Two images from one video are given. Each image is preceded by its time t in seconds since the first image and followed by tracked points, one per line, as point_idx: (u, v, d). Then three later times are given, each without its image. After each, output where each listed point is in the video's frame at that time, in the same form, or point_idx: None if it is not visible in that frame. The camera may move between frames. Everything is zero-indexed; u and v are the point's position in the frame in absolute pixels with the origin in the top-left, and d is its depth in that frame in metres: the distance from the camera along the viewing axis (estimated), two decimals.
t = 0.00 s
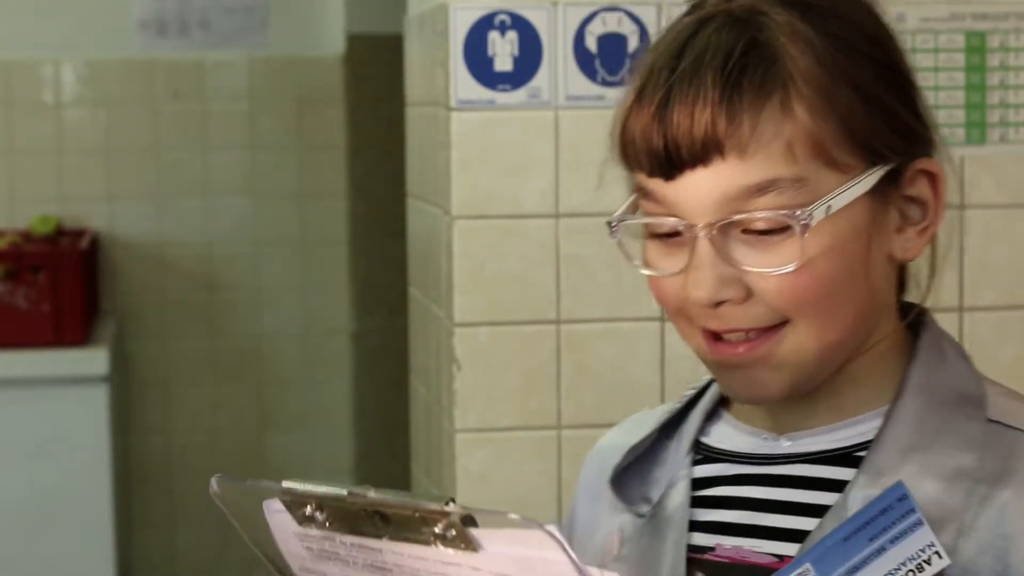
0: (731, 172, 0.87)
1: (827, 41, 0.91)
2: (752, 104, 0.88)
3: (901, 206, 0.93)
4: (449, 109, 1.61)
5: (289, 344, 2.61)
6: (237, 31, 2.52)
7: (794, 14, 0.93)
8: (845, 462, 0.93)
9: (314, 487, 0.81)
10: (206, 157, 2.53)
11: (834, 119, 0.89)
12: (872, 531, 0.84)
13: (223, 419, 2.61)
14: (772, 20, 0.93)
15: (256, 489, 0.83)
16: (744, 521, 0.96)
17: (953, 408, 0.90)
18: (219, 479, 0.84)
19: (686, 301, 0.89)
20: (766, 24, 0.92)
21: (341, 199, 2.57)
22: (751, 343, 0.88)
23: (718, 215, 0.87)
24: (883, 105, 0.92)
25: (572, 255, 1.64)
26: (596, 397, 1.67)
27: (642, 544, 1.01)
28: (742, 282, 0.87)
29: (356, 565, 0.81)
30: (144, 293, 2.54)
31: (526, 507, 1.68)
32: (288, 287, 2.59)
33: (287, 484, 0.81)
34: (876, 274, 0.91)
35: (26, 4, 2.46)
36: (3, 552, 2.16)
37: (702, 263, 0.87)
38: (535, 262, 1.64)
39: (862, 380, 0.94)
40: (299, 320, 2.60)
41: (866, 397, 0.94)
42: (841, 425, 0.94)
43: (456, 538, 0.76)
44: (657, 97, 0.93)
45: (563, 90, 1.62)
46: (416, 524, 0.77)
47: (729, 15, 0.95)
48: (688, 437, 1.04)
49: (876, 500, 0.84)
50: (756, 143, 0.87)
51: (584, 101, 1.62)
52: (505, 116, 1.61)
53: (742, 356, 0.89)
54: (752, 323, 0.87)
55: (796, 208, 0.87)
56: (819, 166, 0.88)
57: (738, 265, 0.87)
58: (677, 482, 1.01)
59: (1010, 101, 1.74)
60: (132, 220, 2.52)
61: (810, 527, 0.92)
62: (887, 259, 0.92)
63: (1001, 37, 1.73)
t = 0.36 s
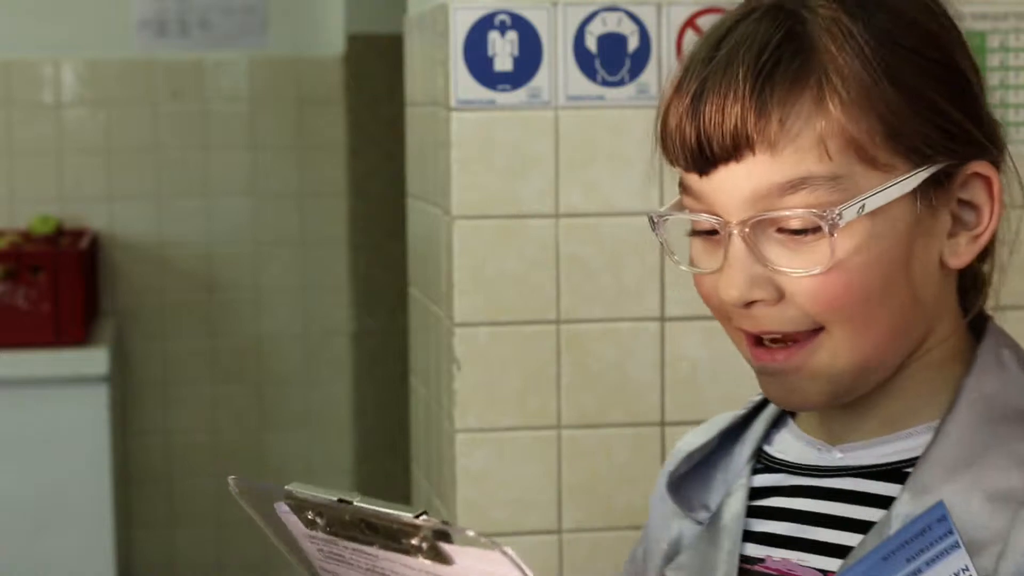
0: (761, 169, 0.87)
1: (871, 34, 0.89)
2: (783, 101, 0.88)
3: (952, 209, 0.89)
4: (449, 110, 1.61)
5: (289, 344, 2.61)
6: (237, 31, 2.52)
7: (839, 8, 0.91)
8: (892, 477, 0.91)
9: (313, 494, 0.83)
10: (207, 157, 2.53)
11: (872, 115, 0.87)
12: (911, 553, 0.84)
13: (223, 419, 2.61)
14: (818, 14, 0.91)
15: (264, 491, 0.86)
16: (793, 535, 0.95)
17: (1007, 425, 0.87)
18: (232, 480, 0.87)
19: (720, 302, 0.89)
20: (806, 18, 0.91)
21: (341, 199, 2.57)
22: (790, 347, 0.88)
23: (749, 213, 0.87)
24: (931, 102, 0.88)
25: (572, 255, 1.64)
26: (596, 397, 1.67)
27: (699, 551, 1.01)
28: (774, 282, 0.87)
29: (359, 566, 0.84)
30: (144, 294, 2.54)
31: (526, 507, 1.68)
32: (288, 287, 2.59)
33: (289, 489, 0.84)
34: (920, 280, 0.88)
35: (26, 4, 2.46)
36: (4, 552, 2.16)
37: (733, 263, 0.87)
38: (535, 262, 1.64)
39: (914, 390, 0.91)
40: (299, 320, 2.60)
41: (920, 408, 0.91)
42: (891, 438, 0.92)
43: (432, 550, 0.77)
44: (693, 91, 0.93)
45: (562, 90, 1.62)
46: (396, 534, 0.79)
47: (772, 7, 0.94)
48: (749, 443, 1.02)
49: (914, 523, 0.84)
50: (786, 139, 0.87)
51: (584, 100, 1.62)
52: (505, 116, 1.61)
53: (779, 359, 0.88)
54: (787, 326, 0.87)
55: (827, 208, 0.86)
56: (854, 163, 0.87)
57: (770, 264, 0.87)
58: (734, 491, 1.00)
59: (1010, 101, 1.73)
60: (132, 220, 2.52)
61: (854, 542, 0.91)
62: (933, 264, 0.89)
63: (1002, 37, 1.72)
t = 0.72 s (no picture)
0: (725, 195, 0.87)
1: (825, 50, 0.89)
2: (740, 125, 0.88)
3: (935, 217, 0.89)
4: (448, 109, 1.61)
5: (289, 344, 2.61)
6: (237, 31, 2.52)
7: (791, 25, 0.91)
8: (894, 493, 0.93)
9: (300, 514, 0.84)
10: (207, 156, 2.53)
11: (831, 134, 0.87)
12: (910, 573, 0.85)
13: (223, 419, 2.61)
14: (772, 33, 0.91)
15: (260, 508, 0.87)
16: (802, 547, 0.98)
17: (1009, 441, 0.86)
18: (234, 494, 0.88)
19: (704, 329, 0.90)
20: (759, 38, 0.91)
21: (341, 199, 2.57)
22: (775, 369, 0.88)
23: (720, 240, 0.87)
24: (895, 110, 0.88)
25: (571, 254, 1.64)
26: (596, 397, 1.67)
27: (715, 556, 1.05)
28: (753, 308, 0.87)
29: None
30: (144, 294, 2.54)
31: (527, 507, 1.68)
32: (288, 287, 2.59)
33: (280, 507, 0.85)
34: (902, 291, 0.88)
35: (26, 4, 2.46)
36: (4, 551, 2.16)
37: (714, 292, 0.88)
38: (535, 262, 1.64)
39: (913, 402, 0.91)
40: (298, 320, 2.60)
41: (923, 422, 0.92)
42: (895, 451, 0.93)
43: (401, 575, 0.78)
44: (652, 119, 0.93)
45: (562, 90, 1.62)
46: (369, 558, 0.80)
47: (726, 29, 0.94)
48: (764, 451, 1.06)
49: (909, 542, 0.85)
50: (746, 165, 0.87)
51: (584, 100, 1.62)
52: (505, 116, 1.61)
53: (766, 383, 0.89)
54: (771, 350, 0.87)
55: (791, 230, 0.86)
56: (818, 181, 0.87)
57: (747, 290, 0.87)
58: (748, 498, 1.04)
59: (1010, 101, 1.72)
60: (132, 220, 2.52)
61: (855, 558, 0.93)
62: (918, 275, 0.88)
63: (1002, 37, 1.71)
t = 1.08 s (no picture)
0: (690, 219, 0.89)
1: (783, 69, 0.89)
2: (701, 148, 0.89)
3: (905, 229, 0.90)
4: (449, 109, 1.61)
5: (288, 344, 2.61)
6: (237, 31, 2.52)
7: (750, 43, 0.91)
8: (870, 503, 0.93)
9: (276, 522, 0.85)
10: (206, 156, 2.53)
11: (792, 154, 0.88)
12: None
13: (223, 419, 2.61)
14: (732, 52, 0.92)
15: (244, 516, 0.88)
16: (784, 557, 0.98)
17: (982, 450, 0.86)
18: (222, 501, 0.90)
19: (680, 347, 0.92)
20: (719, 57, 0.92)
21: (341, 199, 2.57)
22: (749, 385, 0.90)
23: (689, 262, 0.89)
24: (856, 125, 0.88)
25: (571, 254, 1.64)
26: (596, 397, 1.67)
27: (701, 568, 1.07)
28: (724, 327, 0.89)
29: None
30: (144, 293, 2.54)
31: (527, 508, 1.68)
32: (288, 287, 2.59)
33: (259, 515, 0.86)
34: (871, 305, 0.89)
35: (26, 4, 2.46)
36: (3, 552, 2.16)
37: (686, 312, 0.90)
38: (535, 262, 1.64)
39: (891, 411, 0.93)
40: (298, 320, 2.60)
41: (903, 432, 0.93)
42: (876, 461, 0.94)
43: None
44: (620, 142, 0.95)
45: (562, 90, 1.62)
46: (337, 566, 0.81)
47: (689, 48, 0.95)
48: (750, 463, 1.07)
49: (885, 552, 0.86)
50: (709, 189, 0.88)
51: (584, 100, 1.62)
52: (505, 116, 1.61)
53: (741, 399, 0.91)
54: (744, 368, 0.89)
55: (756, 251, 0.88)
56: (781, 200, 0.88)
57: (717, 309, 0.89)
58: (733, 510, 1.05)
59: (1010, 101, 1.72)
60: (132, 219, 2.52)
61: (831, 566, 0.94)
62: (888, 288, 0.89)
63: (1002, 37, 1.71)
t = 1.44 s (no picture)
0: (670, 221, 0.88)
1: (763, 73, 0.88)
2: (680, 151, 0.88)
3: (885, 231, 0.88)
4: (449, 109, 1.61)
5: (288, 344, 2.61)
6: (237, 31, 2.52)
7: (730, 48, 0.91)
8: (854, 504, 0.92)
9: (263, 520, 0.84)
10: (206, 156, 2.53)
11: (770, 158, 0.87)
12: None
13: (223, 419, 2.61)
14: (712, 56, 0.91)
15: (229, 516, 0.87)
16: (769, 559, 0.97)
17: (964, 451, 0.85)
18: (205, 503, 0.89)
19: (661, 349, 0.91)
20: (700, 62, 0.91)
21: (341, 199, 2.57)
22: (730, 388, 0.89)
23: (669, 264, 0.88)
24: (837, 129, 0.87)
25: (572, 254, 1.64)
26: (595, 396, 1.67)
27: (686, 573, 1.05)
28: (704, 328, 0.88)
29: None
30: (144, 294, 2.54)
31: (526, 508, 1.68)
32: (288, 287, 2.59)
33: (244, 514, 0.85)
34: (851, 306, 0.88)
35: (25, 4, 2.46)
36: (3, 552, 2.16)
37: (667, 314, 0.89)
38: (535, 263, 1.64)
39: (872, 416, 0.91)
40: (298, 320, 2.60)
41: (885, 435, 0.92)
42: (857, 462, 0.93)
43: None
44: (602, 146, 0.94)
45: (563, 90, 1.62)
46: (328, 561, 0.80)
47: (671, 52, 0.94)
48: (735, 466, 1.06)
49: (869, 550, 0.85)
50: (687, 192, 0.87)
51: (584, 100, 1.62)
52: (506, 117, 1.61)
53: (722, 401, 0.89)
54: (724, 370, 0.88)
55: (734, 252, 0.87)
56: (760, 203, 0.87)
57: (697, 311, 0.88)
58: (719, 514, 1.04)
59: (1010, 101, 1.72)
60: (131, 220, 2.52)
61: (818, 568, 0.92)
62: (867, 291, 0.88)
63: (1001, 37, 1.70)
